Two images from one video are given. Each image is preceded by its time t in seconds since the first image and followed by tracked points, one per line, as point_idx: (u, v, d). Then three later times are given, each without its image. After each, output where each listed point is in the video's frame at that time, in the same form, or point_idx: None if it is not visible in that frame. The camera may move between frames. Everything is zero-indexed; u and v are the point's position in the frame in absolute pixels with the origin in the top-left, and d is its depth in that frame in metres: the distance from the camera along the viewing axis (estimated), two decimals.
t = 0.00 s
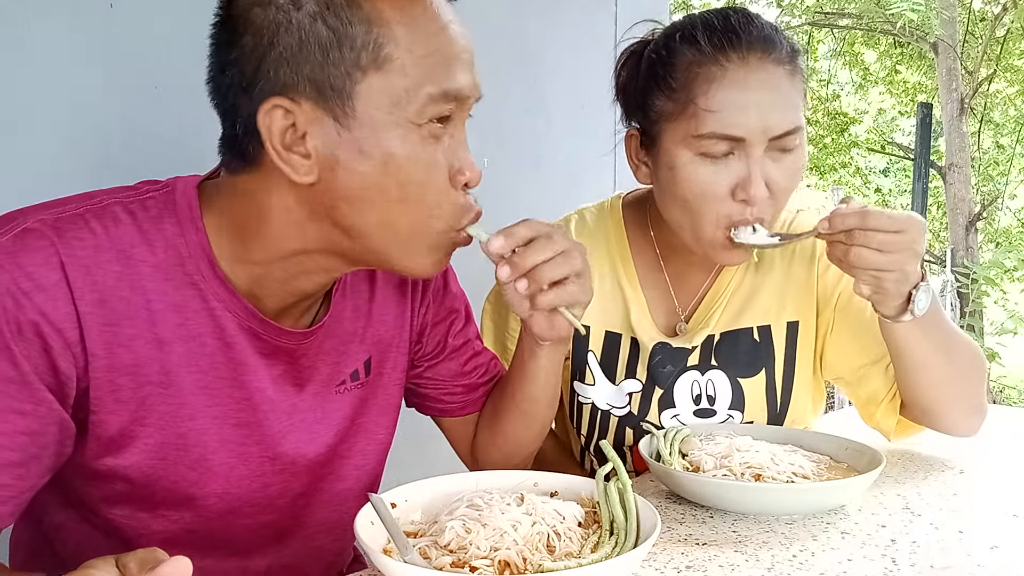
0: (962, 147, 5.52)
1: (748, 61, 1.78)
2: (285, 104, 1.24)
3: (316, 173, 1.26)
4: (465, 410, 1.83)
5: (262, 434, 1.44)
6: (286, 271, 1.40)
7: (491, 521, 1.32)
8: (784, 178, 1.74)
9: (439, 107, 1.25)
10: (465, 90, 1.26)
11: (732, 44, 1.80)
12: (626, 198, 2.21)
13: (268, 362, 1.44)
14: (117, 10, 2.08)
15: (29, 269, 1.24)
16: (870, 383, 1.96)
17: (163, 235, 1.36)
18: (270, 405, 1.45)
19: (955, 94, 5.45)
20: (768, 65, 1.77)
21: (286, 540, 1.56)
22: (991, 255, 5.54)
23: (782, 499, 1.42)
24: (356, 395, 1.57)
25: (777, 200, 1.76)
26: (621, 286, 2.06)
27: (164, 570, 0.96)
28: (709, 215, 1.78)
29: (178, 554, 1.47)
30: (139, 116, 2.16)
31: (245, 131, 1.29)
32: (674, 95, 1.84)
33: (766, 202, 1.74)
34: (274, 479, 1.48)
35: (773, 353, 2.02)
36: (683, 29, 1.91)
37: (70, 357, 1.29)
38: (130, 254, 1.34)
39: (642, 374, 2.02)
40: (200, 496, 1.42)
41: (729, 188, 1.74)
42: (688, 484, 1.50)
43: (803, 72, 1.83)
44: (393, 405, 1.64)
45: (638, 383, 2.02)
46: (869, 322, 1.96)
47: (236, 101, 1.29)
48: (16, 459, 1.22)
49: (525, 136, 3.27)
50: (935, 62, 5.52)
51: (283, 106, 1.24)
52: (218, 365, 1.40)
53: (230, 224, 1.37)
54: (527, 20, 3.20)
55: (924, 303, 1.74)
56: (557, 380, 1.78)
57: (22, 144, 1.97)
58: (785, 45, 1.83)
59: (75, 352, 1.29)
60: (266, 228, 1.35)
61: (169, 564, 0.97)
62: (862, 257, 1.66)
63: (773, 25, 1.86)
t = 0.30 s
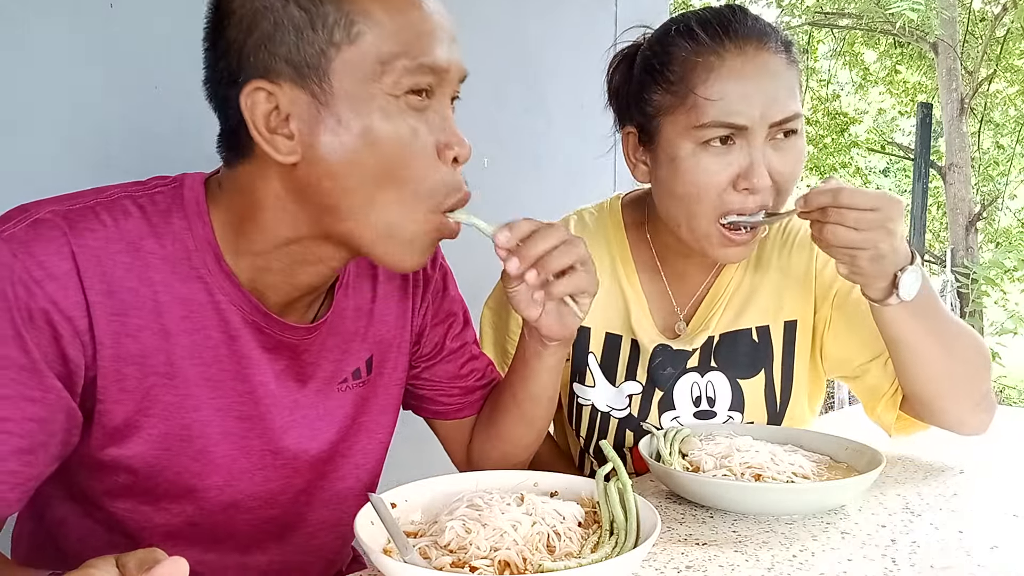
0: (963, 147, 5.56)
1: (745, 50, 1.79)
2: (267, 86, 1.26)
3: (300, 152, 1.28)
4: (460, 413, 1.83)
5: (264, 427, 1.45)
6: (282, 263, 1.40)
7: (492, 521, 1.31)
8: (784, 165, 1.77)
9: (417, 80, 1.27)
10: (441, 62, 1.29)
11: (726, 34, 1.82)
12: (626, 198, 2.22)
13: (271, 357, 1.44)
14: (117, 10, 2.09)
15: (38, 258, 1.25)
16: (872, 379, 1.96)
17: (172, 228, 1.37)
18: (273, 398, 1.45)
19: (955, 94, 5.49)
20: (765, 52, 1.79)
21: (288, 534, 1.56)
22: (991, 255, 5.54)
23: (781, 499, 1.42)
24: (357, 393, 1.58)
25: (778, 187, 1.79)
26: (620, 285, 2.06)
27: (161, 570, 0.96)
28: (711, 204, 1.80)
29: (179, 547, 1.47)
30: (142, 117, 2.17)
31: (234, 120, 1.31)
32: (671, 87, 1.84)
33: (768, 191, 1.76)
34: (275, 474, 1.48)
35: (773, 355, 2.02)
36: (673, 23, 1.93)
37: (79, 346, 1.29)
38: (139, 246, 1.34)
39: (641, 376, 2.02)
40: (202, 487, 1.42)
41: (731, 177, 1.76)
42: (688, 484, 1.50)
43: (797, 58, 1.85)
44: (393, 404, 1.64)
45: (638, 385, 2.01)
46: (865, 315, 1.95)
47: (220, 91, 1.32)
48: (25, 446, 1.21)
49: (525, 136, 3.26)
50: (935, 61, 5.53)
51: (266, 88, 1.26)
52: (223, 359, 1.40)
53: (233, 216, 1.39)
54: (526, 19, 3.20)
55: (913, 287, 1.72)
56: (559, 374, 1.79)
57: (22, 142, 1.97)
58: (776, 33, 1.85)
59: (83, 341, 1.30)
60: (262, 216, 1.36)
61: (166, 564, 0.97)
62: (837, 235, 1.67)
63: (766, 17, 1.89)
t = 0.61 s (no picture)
0: (962, 147, 5.54)
1: (758, 57, 1.79)
2: (276, 96, 1.27)
3: (312, 160, 1.29)
4: (462, 412, 1.83)
5: (265, 426, 1.45)
6: (286, 266, 1.41)
7: (492, 521, 1.31)
8: (792, 173, 1.78)
9: (423, 90, 1.28)
10: (448, 68, 1.30)
11: (740, 41, 1.82)
12: (625, 199, 2.22)
13: (271, 357, 1.44)
14: (117, 10, 2.08)
15: (44, 258, 1.26)
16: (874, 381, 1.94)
17: (176, 230, 1.37)
18: (274, 398, 1.45)
19: (955, 94, 5.50)
20: (777, 60, 1.79)
21: (289, 533, 1.56)
22: (991, 255, 5.54)
23: (781, 499, 1.42)
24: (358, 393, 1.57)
25: (784, 197, 1.81)
26: (618, 289, 2.06)
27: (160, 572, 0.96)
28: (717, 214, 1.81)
29: (180, 545, 1.46)
30: (143, 119, 2.17)
31: (241, 128, 1.32)
32: (683, 90, 1.84)
33: (774, 202, 1.79)
34: (275, 473, 1.48)
35: (772, 355, 2.02)
36: (685, 26, 1.92)
37: (83, 344, 1.29)
38: (143, 247, 1.35)
39: (641, 377, 2.01)
40: (203, 486, 1.42)
41: (739, 186, 1.77)
42: (688, 485, 1.50)
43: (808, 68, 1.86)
44: (392, 404, 1.65)
45: (636, 387, 2.01)
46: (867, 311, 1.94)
47: (227, 101, 1.33)
48: (30, 443, 1.20)
49: (526, 136, 3.27)
50: (935, 62, 5.54)
51: (275, 98, 1.27)
52: (224, 358, 1.40)
53: (236, 218, 1.39)
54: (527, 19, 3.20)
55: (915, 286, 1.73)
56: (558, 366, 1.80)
57: (22, 141, 1.97)
58: (788, 42, 1.85)
59: (88, 340, 1.30)
60: (267, 220, 1.36)
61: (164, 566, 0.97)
62: (837, 229, 1.69)
63: (777, 24, 1.89)
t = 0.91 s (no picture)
0: (963, 147, 5.59)
1: (766, 83, 1.77)
2: (271, 78, 1.29)
3: (304, 143, 1.30)
4: (455, 416, 1.83)
5: (265, 422, 1.45)
6: (282, 256, 1.41)
7: (492, 521, 1.31)
8: (789, 200, 1.77)
9: (415, 73, 1.31)
10: (440, 55, 1.32)
11: (750, 64, 1.79)
12: (626, 199, 2.22)
13: (270, 352, 1.44)
14: (117, 10, 2.08)
15: (45, 253, 1.26)
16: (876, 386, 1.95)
17: (174, 226, 1.38)
18: (274, 393, 1.45)
19: (955, 94, 5.52)
20: (786, 88, 1.77)
21: (288, 530, 1.56)
22: (991, 255, 5.55)
23: (781, 499, 1.42)
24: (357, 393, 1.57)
25: (781, 219, 1.79)
26: (618, 289, 2.06)
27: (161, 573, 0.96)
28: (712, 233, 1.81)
29: (180, 542, 1.46)
30: (144, 118, 2.17)
31: (237, 112, 1.33)
32: (687, 111, 1.83)
33: (768, 225, 1.77)
34: (276, 469, 1.48)
35: (774, 357, 2.02)
36: (698, 40, 1.89)
37: (84, 339, 1.30)
38: (143, 243, 1.35)
39: (641, 378, 2.01)
40: (202, 482, 1.42)
41: (735, 207, 1.77)
42: (688, 484, 1.50)
43: (816, 95, 1.82)
44: (391, 403, 1.65)
45: (636, 388, 2.01)
46: (872, 317, 1.95)
47: (223, 86, 1.34)
48: (31, 437, 1.20)
49: (526, 136, 3.27)
50: (935, 61, 5.56)
51: (270, 80, 1.29)
52: (224, 354, 1.41)
53: (235, 211, 1.40)
54: (528, 20, 3.20)
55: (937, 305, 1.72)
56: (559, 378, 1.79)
57: (23, 140, 1.97)
58: (801, 67, 1.82)
59: (88, 335, 1.30)
60: (266, 209, 1.37)
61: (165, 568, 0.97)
62: (868, 255, 1.65)
63: (791, 40, 1.85)
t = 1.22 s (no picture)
0: (963, 147, 5.62)
1: (768, 99, 1.76)
2: (269, 72, 1.30)
3: (297, 135, 1.32)
4: (451, 412, 1.84)
5: (263, 414, 1.45)
6: (279, 250, 1.41)
7: (492, 521, 1.31)
8: (791, 214, 1.77)
9: (412, 75, 1.32)
10: (437, 59, 1.33)
11: (753, 79, 1.78)
12: (629, 200, 2.22)
13: (269, 345, 1.45)
14: (117, 10, 2.08)
15: (47, 244, 1.26)
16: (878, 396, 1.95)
17: (175, 220, 1.39)
18: (274, 386, 1.45)
19: (955, 94, 5.54)
20: (788, 103, 1.76)
21: (287, 522, 1.55)
22: (991, 255, 5.56)
23: (782, 500, 1.42)
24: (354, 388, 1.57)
25: (784, 233, 1.79)
26: (621, 288, 2.06)
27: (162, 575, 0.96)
28: (716, 248, 1.81)
29: (179, 535, 1.46)
30: (142, 118, 2.16)
31: (239, 109, 1.36)
32: (689, 125, 1.83)
33: (771, 239, 1.76)
34: (273, 461, 1.48)
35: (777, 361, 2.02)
36: (701, 51, 1.88)
37: (85, 330, 1.29)
38: (143, 236, 1.36)
39: (642, 379, 2.02)
40: (201, 473, 1.42)
41: (738, 222, 1.77)
42: (688, 484, 1.50)
43: (821, 109, 1.81)
44: (388, 400, 1.65)
45: (638, 389, 2.02)
46: (873, 333, 1.95)
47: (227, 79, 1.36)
48: (34, 426, 1.20)
49: (526, 136, 3.27)
50: (936, 62, 5.57)
51: (268, 74, 1.30)
52: (223, 347, 1.41)
53: (233, 204, 1.41)
54: (529, 20, 3.21)
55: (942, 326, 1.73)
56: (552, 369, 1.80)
57: (25, 135, 1.97)
58: (805, 81, 1.80)
59: (90, 325, 1.30)
60: (263, 203, 1.38)
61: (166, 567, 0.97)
62: (878, 285, 1.65)
63: (795, 53, 1.84)
